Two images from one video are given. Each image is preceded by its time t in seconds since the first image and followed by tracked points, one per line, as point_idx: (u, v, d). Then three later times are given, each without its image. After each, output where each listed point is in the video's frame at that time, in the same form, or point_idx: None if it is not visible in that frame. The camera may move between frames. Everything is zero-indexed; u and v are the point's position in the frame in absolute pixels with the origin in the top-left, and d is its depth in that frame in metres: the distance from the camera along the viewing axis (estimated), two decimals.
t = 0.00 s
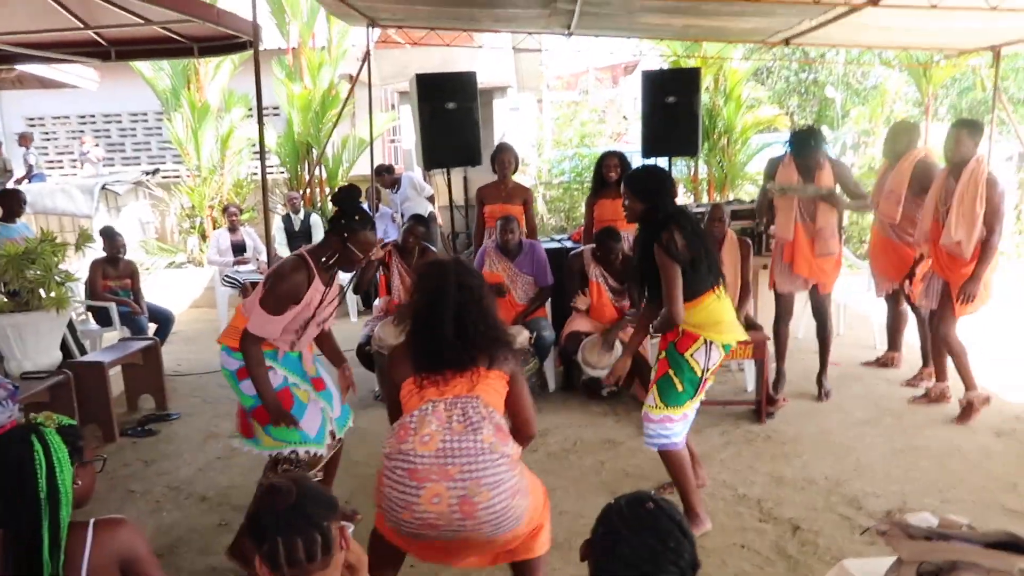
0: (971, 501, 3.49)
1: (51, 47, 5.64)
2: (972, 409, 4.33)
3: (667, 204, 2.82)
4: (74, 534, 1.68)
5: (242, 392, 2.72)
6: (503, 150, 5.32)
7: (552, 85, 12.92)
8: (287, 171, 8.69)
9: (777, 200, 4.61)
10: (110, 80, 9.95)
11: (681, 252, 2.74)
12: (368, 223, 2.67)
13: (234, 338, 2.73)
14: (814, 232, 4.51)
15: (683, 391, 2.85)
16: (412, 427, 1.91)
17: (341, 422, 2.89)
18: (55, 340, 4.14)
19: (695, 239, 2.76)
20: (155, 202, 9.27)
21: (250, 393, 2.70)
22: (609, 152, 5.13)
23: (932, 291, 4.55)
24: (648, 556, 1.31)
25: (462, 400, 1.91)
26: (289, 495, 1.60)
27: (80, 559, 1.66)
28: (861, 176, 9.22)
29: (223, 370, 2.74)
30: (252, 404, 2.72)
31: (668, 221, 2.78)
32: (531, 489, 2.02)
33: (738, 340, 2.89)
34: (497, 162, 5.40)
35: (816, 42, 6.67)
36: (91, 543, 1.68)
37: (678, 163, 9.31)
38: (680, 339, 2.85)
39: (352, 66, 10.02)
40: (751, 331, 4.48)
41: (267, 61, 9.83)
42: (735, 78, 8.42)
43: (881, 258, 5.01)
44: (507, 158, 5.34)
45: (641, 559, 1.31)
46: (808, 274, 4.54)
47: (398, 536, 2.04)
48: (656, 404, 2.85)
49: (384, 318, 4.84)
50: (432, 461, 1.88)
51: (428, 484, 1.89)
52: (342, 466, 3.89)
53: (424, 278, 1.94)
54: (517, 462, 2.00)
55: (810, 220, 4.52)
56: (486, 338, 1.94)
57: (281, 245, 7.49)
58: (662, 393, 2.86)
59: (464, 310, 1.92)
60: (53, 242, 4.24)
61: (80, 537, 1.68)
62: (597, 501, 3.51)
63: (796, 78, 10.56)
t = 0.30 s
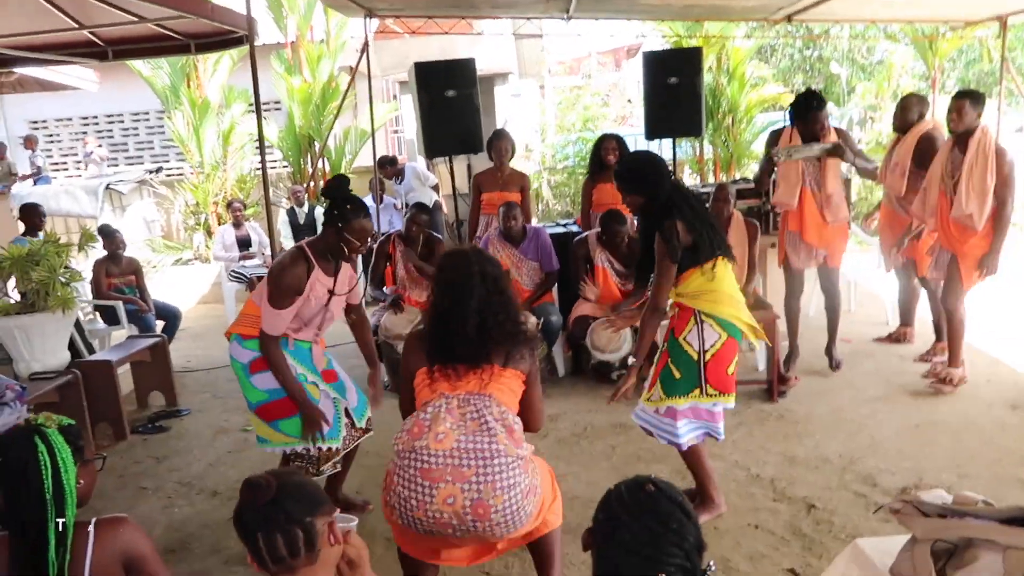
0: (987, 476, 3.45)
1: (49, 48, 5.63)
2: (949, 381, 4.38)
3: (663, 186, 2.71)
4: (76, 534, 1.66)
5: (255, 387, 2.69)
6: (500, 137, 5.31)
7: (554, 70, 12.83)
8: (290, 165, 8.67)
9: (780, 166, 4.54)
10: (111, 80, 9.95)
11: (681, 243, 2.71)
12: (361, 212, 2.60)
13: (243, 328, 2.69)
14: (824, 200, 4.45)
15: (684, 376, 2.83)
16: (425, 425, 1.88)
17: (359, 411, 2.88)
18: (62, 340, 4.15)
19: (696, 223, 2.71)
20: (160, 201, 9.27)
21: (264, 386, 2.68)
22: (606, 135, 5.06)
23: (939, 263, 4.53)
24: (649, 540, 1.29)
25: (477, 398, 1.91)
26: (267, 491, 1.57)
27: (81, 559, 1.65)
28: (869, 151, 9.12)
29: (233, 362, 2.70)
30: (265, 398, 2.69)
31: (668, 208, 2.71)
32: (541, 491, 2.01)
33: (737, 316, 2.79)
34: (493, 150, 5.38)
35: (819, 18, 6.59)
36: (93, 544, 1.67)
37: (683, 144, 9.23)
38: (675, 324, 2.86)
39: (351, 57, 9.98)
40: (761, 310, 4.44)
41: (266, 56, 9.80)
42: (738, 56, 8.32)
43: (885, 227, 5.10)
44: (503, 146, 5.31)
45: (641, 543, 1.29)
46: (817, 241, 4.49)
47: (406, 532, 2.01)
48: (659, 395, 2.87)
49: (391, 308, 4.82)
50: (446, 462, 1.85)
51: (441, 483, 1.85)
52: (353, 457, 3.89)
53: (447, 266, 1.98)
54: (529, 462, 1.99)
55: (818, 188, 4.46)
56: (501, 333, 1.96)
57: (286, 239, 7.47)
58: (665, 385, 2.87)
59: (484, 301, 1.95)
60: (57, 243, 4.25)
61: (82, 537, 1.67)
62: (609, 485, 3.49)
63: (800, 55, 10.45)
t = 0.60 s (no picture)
0: (983, 465, 3.45)
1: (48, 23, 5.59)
2: (979, 372, 4.31)
3: (655, 174, 2.74)
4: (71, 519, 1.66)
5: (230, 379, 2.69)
6: (506, 115, 5.26)
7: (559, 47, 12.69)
8: (292, 141, 8.63)
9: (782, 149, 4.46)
10: (113, 54, 9.89)
11: (678, 224, 2.68)
12: (345, 184, 2.66)
13: (217, 321, 2.69)
14: (826, 185, 4.42)
15: (681, 374, 2.78)
16: (465, 400, 2.00)
17: (331, 393, 2.85)
18: (63, 318, 4.17)
19: (693, 204, 2.69)
20: (162, 176, 9.24)
21: (239, 379, 2.67)
22: (609, 114, 5.06)
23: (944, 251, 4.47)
24: (639, 538, 1.29)
25: (515, 380, 2.02)
26: (269, 486, 1.58)
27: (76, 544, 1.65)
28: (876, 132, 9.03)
29: (207, 355, 2.70)
30: (240, 390, 2.69)
31: (660, 191, 2.70)
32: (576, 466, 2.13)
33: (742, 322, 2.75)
34: (499, 128, 5.34)
35: None
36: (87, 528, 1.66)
37: (688, 124, 9.14)
38: (681, 318, 2.81)
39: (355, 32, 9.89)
40: (761, 295, 4.41)
41: (268, 30, 9.71)
42: (745, 34, 8.20)
43: (892, 220, 4.93)
44: (509, 125, 5.27)
45: (631, 541, 1.28)
46: (816, 226, 4.46)
47: (444, 512, 2.08)
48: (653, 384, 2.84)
49: (389, 289, 4.80)
50: (489, 432, 1.97)
51: (485, 451, 1.96)
52: (351, 439, 3.90)
53: (470, 255, 1.96)
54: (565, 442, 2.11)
55: (820, 172, 4.43)
56: (530, 322, 1.99)
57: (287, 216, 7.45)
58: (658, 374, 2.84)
59: (512, 291, 1.96)
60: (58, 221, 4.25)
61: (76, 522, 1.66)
62: (604, 470, 3.50)
63: (809, 32, 10.37)
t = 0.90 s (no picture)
0: (963, 455, 3.48)
1: None
2: (962, 364, 4.34)
3: (652, 161, 2.67)
4: (48, 482, 1.63)
5: (202, 352, 2.65)
6: (501, 97, 5.22)
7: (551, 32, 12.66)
8: (280, 118, 8.53)
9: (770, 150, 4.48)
10: (98, 25, 9.74)
11: (684, 213, 2.64)
12: (315, 155, 2.58)
13: (189, 295, 2.66)
14: (811, 182, 4.43)
15: (671, 367, 2.78)
16: (472, 395, 1.96)
17: (303, 379, 2.81)
18: (43, 288, 4.13)
19: (697, 191, 2.65)
20: (146, 150, 9.12)
21: (210, 352, 2.63)
22: (606, 98, 5.03)
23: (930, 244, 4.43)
24: (629, 509, 1.28)
25: (512, 351, 1.98)
26: (286, 443, 1.59)
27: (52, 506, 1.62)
28: (863, 126, 9.07)
29: (180, 328, 2.67)
30: (212, 363, 2.65)
31: (664, 178, 2.65)
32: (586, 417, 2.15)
33: (726, 302, 2.72)
34: (495, 109, 5.30)
35: None
36: (64, 491, 1.63)
37: (678, 113, 9.14)
38: (667, 310, 2.81)
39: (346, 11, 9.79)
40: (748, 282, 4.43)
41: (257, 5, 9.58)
42: (738, 23, 8.19)
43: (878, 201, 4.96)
44: (506, 105, 5.24)
45: (622, 513, 1.28)
46: (805, 222, 4.45)
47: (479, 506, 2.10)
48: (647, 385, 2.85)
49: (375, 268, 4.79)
50: (504, 423, 1.95)
51: (509, 444, 1.96)
52: (335, 416, 3.88)
53: (472, 227, 1.95)
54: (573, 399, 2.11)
55: (806, 169, 4.45)
56: (530, 291, 1.98)
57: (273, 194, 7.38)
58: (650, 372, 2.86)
59: (512, 259, 1.95)
60: (39, 190, 4.19)
61: (53, 485, 1.63)
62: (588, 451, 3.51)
63: (801, 25, 10.43)
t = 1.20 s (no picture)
0: (943, 444, 3.53)
1: None
2: (942, 355, 4.38)
3: (649, 148, 2.70)
4: (32, 477, 1.62)
5: (202, 327, 2.64)
6: (485, 86, 5.21)
7: (537, 22, 12.63)
8: (263, 108, 8.45)
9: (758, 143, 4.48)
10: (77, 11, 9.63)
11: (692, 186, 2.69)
12: (314, 137, 2.56)
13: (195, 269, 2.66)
14: (800, 178, 4.48)
15: (688, 347, 2.77)
16: (429, 375, 1.96)
17: (312, 358, 2.80)
18: (24, 280, 4.09)
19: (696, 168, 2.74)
20: (126, 139, 9.01)
21: (211, 328, 2.62)
22: (595, 90, 5.02)
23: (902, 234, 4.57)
24: (618, 500, 1.29)
25: (473, 338, 1.98)
26: (300, 441, 1.63)
27: (36, 501, 1.61)
28: (847, 118, 9.12)
29: (183, 301, 2.65)
30: (211, 339, 2.64)
31: (665, 160, 2.69)
32: (548, 412, 2.16)
33: (728, 275, 2.80)
34: (478, 100, 5.28)
35: None
36: (49, 485, 1.62)
37: (663, 104, 9.14)
38: (669, 293, 2.81)
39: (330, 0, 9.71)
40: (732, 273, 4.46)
41: None
42: (724, 15, 8.19)
43: (863, 197, 4.98)
44: (489, 96, 5.22)
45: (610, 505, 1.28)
46: (791, 218, 4.49)
47: (425, 488, 2.11)
48: (667, 372, 2.80)
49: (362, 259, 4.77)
50: (458, 405, 1.96)
51: (460, 426, 1.97)
52: (320, 408, 3.87)
53: (449, 209, 1.98)
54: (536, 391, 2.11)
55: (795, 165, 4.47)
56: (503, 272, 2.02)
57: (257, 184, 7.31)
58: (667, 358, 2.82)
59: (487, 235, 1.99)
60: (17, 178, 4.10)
61: (37, 480, 1.62)
62: (574, 443, 3.52)
63: (785, 17, 10.57)
